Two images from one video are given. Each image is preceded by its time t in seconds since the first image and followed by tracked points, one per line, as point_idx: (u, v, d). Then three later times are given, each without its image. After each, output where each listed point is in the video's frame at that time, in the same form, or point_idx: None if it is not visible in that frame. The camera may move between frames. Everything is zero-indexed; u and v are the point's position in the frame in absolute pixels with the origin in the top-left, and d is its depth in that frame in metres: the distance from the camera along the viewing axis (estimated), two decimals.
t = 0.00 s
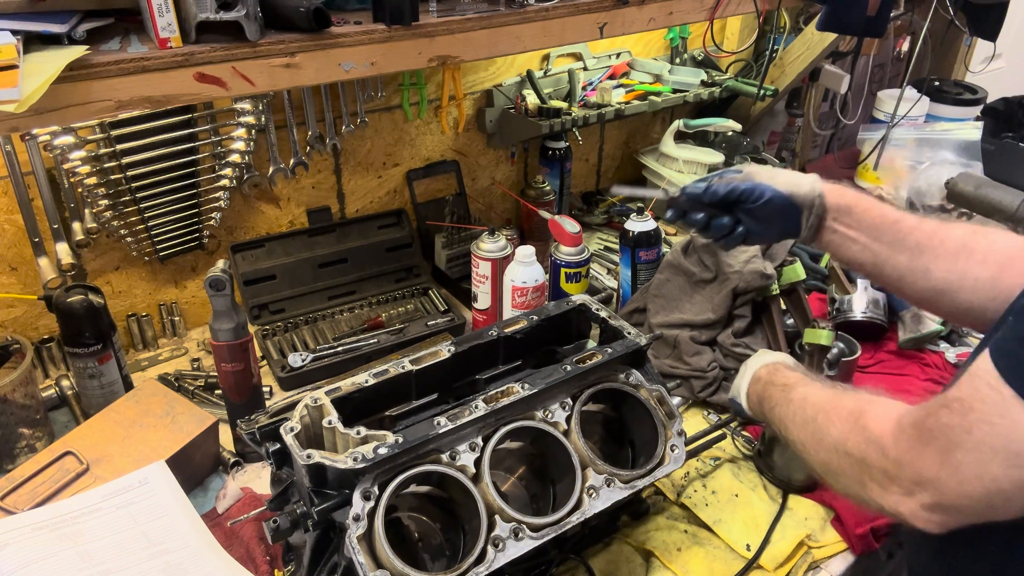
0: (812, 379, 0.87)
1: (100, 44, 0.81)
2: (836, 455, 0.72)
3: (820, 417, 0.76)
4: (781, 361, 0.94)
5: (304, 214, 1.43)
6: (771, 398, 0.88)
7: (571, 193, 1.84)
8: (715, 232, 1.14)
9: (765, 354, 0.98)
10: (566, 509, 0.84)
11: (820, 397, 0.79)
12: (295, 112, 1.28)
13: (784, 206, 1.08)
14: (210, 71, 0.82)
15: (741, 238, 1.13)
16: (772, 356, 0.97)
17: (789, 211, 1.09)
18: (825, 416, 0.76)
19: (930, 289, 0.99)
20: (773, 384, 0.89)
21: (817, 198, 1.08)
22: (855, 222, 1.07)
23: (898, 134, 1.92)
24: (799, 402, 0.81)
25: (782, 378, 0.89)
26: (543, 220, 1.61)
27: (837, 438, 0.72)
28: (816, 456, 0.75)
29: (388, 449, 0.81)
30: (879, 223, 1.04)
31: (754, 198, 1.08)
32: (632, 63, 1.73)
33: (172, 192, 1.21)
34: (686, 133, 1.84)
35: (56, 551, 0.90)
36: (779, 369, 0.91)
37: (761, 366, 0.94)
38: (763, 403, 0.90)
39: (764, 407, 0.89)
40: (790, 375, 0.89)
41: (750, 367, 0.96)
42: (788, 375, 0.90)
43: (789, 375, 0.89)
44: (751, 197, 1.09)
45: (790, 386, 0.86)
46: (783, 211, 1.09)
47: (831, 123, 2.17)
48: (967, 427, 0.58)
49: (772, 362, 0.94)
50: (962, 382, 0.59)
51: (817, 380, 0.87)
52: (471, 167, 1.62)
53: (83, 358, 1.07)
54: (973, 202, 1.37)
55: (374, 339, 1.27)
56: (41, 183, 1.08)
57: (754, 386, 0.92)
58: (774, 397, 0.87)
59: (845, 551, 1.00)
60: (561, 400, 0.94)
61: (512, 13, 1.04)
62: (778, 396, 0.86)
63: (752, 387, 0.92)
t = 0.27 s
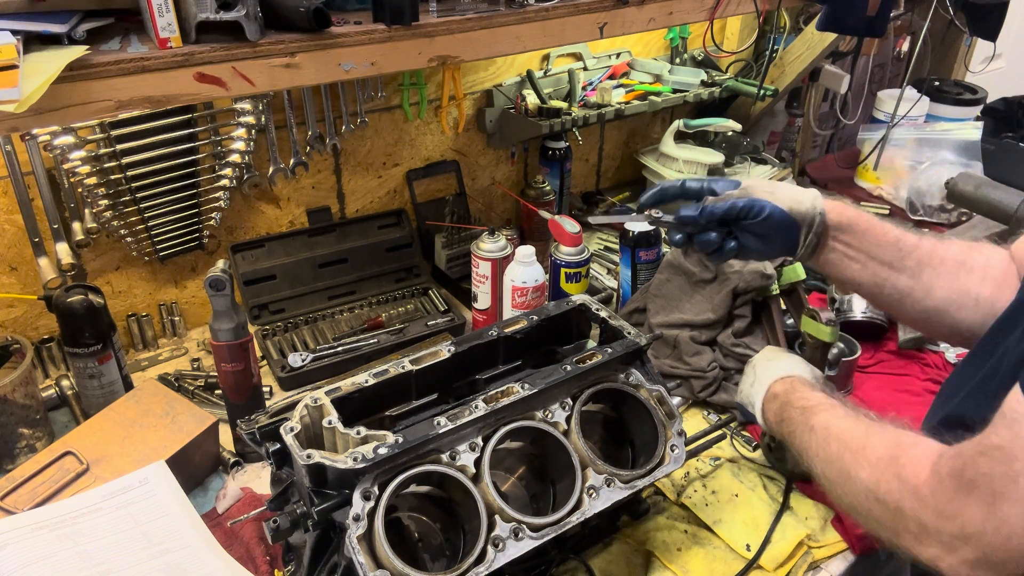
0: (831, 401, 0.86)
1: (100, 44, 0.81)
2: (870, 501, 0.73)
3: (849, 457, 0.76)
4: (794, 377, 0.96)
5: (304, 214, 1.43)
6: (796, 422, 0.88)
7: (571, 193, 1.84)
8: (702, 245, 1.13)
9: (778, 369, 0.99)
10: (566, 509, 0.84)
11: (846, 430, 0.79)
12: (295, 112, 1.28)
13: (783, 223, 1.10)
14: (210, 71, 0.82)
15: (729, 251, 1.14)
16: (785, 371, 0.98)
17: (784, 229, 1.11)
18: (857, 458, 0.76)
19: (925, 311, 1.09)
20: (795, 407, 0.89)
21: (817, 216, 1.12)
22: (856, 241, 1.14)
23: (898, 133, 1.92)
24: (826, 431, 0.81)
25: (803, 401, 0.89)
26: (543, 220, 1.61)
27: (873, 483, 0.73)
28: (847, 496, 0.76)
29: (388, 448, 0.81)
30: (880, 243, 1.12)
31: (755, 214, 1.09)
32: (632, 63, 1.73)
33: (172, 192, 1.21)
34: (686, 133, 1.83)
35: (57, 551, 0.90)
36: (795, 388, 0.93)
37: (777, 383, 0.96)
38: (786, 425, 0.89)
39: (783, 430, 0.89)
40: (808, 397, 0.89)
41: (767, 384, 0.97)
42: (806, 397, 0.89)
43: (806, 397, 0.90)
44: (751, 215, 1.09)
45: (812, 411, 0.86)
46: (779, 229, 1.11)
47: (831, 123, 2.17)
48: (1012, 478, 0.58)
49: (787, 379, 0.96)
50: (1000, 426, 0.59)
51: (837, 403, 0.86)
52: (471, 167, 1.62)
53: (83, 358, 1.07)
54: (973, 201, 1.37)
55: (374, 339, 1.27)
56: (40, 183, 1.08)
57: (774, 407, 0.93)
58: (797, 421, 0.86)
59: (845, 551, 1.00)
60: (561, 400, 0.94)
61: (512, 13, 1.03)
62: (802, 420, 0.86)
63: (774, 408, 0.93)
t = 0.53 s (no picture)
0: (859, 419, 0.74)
1: (100, 44, 0.81)
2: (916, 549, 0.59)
3: (894, 506, 0.61)
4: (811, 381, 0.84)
5: (304, 214, 1.43)
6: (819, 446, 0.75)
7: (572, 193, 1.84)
8: (766, 148, 0.96)
9: (793, 372, 0.87)
10: (566, 508, 0.84)
11: (885, 467, 0.64)
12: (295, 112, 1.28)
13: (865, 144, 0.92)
14: (210, 71, 0.82)
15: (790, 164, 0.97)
16: (801, 374, 0.86)
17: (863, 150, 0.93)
18: (894, 501, 0.62)
19: (953, 281, 0.96)
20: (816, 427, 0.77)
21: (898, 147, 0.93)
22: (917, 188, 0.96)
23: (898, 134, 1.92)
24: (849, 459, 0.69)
25: (826, 419, 0.76)
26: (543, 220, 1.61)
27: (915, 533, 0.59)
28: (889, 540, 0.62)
29: (388, 449, 0.81)
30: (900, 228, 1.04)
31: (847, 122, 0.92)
32: (632, 63, 1.73)
33: (172, 192, 1.21)
34: (686, 133, 1.84)
35: (57, 551, 0.90)
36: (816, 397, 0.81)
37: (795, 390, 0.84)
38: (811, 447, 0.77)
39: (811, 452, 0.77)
40: (831, 413, 0.77)
41: (783, 392, 0.86)
42: (825, 412, 0.78)
43: (825, 410, 0.78)
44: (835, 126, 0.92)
45: (837, 432, 0.73)
46: (859, 150, 0.93)
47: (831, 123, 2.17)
48: None
49: (805, 384, 0.84)
50: None
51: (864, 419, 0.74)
52: (471, 167, 1.62)
53: (83, 358, 1.07)
54: (973, 201, 1.37)
55: (374, 339, 1.27)
56: (41, 183, 1.08)
57: (795, 420, 0.82)
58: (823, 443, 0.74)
59: (845, 551, 1.00)
60: (561, 400, 0.94)
61: (512, 13, 1.04)
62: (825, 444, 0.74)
63: (796, 423, 0.82)
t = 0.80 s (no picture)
0: (946, 492, 0.65)
1: (100, 44, 0.81)
2: None
3: None
4: (865, 441, 0.76)
5: (304, 214, 1.43)
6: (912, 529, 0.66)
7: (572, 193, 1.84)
8: (750, 134, 0.94)
9: (842, 430, 0.79)
10: (566, 508, 0.84)
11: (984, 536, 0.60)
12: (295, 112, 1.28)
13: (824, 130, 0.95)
14: (210, 71, 0.82)
15: (773, 150, 0.95)
16: (853, 432, 0.78)
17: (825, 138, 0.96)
18: None
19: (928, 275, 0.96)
20: (899, 505, 0.68)
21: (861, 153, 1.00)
22: (884, 189, 1.00)
23: (898, 133, 1.92)
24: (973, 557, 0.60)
25: (908, 493, 0.67)
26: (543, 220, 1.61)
27: None
28: None
29: (388, 449, 0.81)
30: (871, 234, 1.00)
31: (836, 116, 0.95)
32: (632, 63, 1.73)
33: (172, 192, 1.21)
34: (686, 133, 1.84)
35: (57, 551, 0.89)
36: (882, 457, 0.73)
37: (852, 454, 0.76)
38: (891, 523, 0.69)
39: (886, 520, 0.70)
40: (903, 479, 0.68)
41: (838, 456, 0.77)
42: (899, 479, 0.68)
43: (898, 477, 0.69)
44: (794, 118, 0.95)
45: (943, 520, 0.64)
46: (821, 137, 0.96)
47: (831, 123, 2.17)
48: None
49: (860, 445, 0.76)
50: None
51: (950, 487, 0.66)
52: (471, 167, 1.62)
53: (83, 358, 1.07)
54: (973, 201, 1.37)
55: (374, 339, 1.27)
56: (41, 183, 1.08)
57: (853, 487, 0.74)
58: (915, 523, 0.66)
59: (845, 551, 1.00)
60: (561, 400, 0.94)
61: (512, 13, 1.04)
62: (921, 529, 0.65)
63: (856, 490, 0.74)
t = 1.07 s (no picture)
0: None
1: (100, 44, 0.81)
2: None
3: None
4: (931, 478, 0.70)
5: (304, 214, 1.43)
6: None
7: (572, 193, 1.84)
8: (704, 162, 0.88)
9: (897, 471, 0.72)
10: (566, 508, 0.84)
11: None
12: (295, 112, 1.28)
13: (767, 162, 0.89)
14: (210, 71, 0.82)
15: (728, 175, 0.88)
16: (910, 471, 0.72)
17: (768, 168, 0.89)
18: None
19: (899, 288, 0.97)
20: (990, 553, 0.63)
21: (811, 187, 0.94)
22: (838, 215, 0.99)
23: (898, 134, 1.92)
24: None
25: (999, 538, 0.63)
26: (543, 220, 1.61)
27: None
28: None
29: (388, 448, 0.81)
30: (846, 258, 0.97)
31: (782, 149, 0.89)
32: (632, 63, 1.73)
33: (172, 192, 1.21)
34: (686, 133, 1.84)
35: (57, 551, 0.89)
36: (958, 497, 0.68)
37: (919, 497, 0.70)
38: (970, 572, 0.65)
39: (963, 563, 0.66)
40: (987, 522, 0.65)
41: (906, 502, 0.70)
42: (981, 522, 0.65)
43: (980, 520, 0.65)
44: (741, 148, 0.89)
45: None
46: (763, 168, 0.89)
47: (831, 123, 2.17)
48: None
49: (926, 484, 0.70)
50: None
51: None
52: (471, 167, 1.62)
53: (83, 358, 1.07)
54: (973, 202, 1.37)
55: (374, 339, 1.27)
56: (41, 183, 1.08)
57: (920, 534, 0.69)
58: (1009, 569, 0.62)
59: (845, 551, 1.00)
60: (561, 400, 0.94)
61: (512, 13, 1.04)
62: None
63: (925, 537, 0.69)
